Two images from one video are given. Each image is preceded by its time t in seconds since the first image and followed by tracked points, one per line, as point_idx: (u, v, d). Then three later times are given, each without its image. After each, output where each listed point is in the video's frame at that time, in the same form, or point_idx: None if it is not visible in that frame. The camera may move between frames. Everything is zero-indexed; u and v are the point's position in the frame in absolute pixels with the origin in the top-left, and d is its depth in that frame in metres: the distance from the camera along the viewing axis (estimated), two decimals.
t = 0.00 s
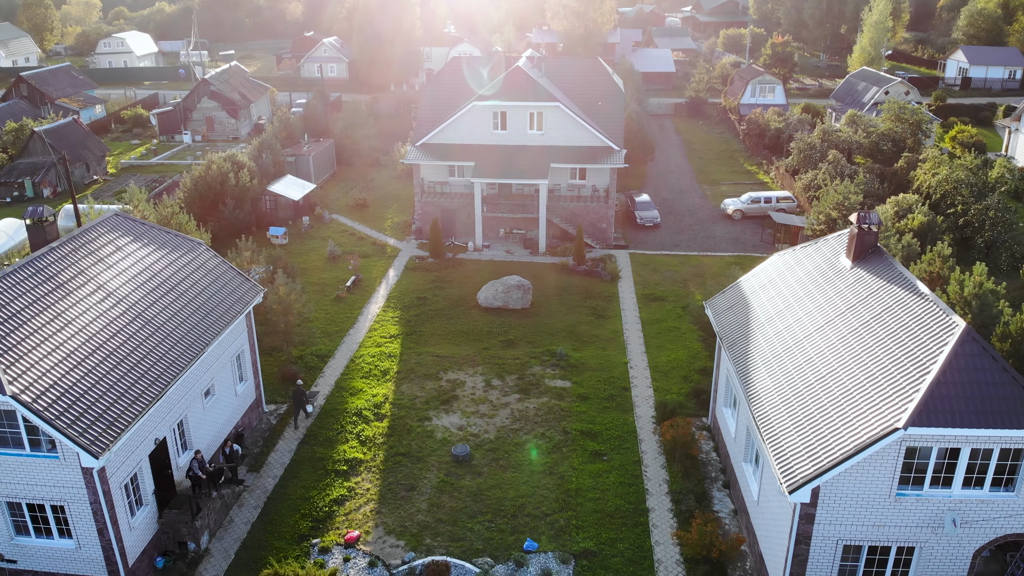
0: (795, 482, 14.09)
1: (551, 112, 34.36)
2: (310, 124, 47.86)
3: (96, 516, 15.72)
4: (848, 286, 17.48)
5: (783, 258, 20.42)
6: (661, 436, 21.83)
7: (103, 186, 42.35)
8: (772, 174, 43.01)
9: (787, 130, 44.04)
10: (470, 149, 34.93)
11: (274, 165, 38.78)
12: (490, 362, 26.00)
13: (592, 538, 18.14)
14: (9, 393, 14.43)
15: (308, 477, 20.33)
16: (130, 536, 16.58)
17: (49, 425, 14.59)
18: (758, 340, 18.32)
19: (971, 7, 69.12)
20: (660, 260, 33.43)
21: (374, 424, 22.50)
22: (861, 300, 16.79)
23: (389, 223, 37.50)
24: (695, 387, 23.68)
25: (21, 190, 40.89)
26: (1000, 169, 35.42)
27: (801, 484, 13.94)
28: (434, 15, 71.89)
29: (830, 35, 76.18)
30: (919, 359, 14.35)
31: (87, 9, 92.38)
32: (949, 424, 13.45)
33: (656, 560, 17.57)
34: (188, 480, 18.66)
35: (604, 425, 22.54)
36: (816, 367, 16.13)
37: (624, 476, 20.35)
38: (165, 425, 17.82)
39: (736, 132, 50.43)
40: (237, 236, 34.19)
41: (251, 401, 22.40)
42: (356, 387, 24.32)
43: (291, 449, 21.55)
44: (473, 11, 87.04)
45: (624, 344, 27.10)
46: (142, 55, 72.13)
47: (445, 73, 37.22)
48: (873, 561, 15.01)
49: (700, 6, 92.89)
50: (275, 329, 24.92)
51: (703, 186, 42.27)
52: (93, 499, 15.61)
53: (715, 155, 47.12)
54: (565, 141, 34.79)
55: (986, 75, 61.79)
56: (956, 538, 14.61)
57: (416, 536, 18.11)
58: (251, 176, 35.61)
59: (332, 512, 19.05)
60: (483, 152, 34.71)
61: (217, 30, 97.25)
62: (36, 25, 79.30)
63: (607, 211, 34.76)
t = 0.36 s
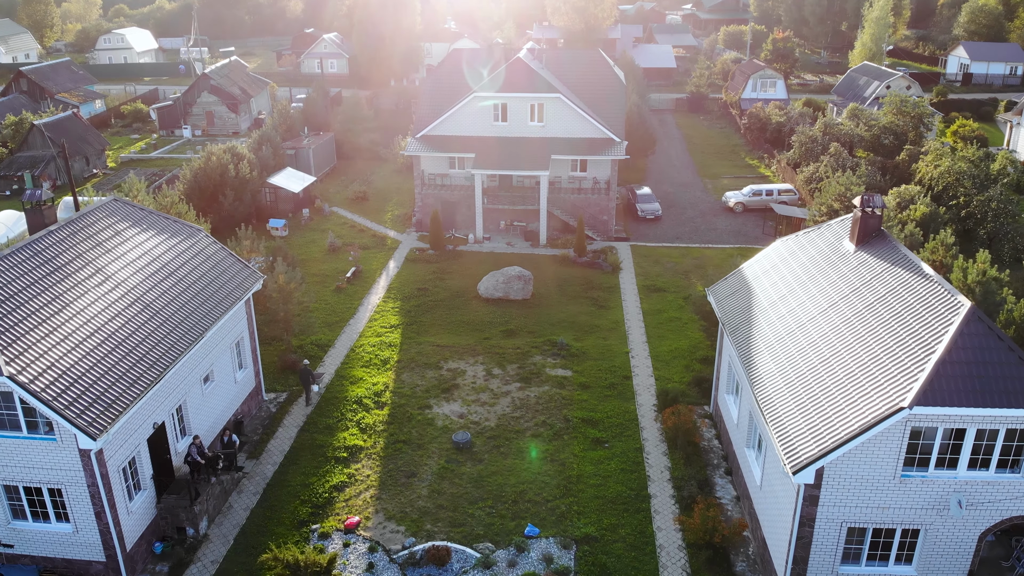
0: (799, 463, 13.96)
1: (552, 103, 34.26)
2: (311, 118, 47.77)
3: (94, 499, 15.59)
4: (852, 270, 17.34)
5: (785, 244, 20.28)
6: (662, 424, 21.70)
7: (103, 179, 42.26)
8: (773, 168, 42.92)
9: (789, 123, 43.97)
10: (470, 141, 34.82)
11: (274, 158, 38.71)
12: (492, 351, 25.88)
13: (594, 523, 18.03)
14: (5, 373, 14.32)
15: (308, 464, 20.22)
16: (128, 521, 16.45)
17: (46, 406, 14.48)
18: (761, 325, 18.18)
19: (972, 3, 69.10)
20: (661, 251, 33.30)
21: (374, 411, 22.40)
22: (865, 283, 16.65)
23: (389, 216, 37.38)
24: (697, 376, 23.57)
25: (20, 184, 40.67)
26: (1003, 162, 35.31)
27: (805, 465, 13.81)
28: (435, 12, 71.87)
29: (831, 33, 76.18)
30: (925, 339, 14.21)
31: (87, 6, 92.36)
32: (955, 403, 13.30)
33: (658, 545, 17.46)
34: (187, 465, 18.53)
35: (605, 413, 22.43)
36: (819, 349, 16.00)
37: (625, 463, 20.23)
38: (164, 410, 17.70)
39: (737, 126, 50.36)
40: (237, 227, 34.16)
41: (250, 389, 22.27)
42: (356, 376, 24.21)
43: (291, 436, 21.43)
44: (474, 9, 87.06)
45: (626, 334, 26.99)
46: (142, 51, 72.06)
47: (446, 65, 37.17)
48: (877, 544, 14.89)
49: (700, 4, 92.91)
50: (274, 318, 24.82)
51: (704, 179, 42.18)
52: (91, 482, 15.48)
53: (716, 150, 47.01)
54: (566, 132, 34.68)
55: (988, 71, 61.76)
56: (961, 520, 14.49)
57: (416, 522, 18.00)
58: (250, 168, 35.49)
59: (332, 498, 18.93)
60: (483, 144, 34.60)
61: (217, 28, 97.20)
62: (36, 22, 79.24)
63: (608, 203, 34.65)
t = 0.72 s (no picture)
0: (803, 444, 13.82)
1: (553, 95, 34.15)
2: (311, 113, 47.65)
3: (91, 482, 15.44)
4: (855, 253, 17.19)
5: (788, 229, 20.15)
6: (664, 411, 21.56)
7: (102, 173, 42.16)
8: (775, 162, 42.82)
9: (790, 117, 43.89)
10: (470, 133, 34.67)
11: (274, 151, 38.61)
12: (492, 341, 25.74)
13: (595, 509, 17.92)
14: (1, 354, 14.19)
15: (308, 451, 20.09)
16: (126, 506, 16.31)
17: (42, 387, 14.34)
18: (764, 310, 18.04)
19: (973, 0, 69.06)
20: (662, 244, 33.16)
21: (374, 400, 22.30)
22: (869, 266, 16.51)
23: (389, 209, 37.24)
24: (698, 364, 23.46)
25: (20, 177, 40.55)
26: (1005, 154, 35.20)
27: (809, 446, 13.67)
28: (435, 9, 71.83)
29: (831, 30, 76.16)
30: (930, 320, 14.07)
31: (88, 4, 92.34)
32: (961, 383, 13.14)
33: (660, 531, 17.34)
34: (185, 451, 18.39)
35: (606, 401, 22.30)
36: (823, 332, 15.85)
37: (627, 450, 20.09)
38: (162, 394, 17.56)
39: (738, 121, 50.26)
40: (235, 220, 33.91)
41: (249, 377, 22.13)
42: (356, 365, 24.09)
43: (290, 424, 21.30)
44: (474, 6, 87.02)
45: (627, 324, 26.85)
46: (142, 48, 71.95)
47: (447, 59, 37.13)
48: (882, 527, 14.74)
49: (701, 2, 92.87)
50: (274, 307, 24.70)
51: (705, 173, 42.07)
52: (87, 465, 15.32)
53: (717, 144, 46.89)
54: (566, 124, 34.57)
55: (989, 67, 61.74)
56: (967, 503, 14.33)
57: (417, 508, 17.89)
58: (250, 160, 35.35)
59: (332, 484, 18.81)
60: (483, 137, 34.46)
61: (217, 26, 97.14)
62: (36, 19, 79.22)
63: (609, 195, 34.54)
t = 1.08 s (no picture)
0: (804, 426, 13.68)
1: (552, 87, 34.02)
2: (310, 107, 47.57)
3: (86, 466, 15.28)
4: (857, 237, 17.04)
5: (788, 215, 20.02)
6: (664, 400, 21.43)
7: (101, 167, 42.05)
8: (775, 156, 42.71)
9: (791, 111, 43.77)
10: (470, 125, 34.56)
11: (272, 144, 38.49)
12: (492, 331, 25.61)
13: (595, 496, 17.79)
14: None
15: (306, 439, 19.95)
16: (121, 491, 16.16)
17: (36, 369, 14.20)
18: (765, 295, 17.89)
19: None
20: (663, 236, 33.02)
21: (373, 388, 22.17)
22: (871, 249, 16.35)
23: (388, 202, 37.11)
24: (699, 353, 23.32)
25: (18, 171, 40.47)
26: (1007, 147, 35.05)
27: (811, 427, 13.54)
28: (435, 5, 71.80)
29: (832, 27, 76.12)
30: (933, 300, 13.91)
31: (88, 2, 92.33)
32: (965, 363, 12.99)
33: (660, 518, 17.20)
34: (182, 438, 18.24)
35: (606, 390, 22.18)
36: (825, 314, 15.70)
37: (627, 438, 19.97)
38: (159, 379, 17.42)
39: (739, 116, 50.17)
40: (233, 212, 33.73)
41: (247, 365, 21.98)
42: (355, 354, 23.96)
43: (288, 412, 21.16)
44: (474, 4, 86.99)
45: (627, 315, 26.72)
46: (141, 45, 71.88)
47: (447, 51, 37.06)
48: (885, 511, 14.59)
49: None
50: (271, 295, 24.58)
51: (706, 167, 41.96)
52: (82, 449, 15.16)
53: (717, 139, 46.77)
54: (566, 116, 34.42)
55: (990, 63, 61.66)
56: (971, 486, 14.17)
57: (415, 495, 17.78)
58: (248, 152, 35.23)
59: (329, 471, 18.68)
60: (483, 129, 34.34)
61: (218, 24, 97.17)
62: (36, 16, 79.24)
63: (610, 188, 34.41)
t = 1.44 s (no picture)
0: (807, 407, 13.53)
1: (553, 79, 33.95)
2: (310, 101, 47.47)
3: (81, 450, 15.13)
4: (860, 221, 16.90)
5: (790, 201, 19.89)
6: (665, 388, 21.33)
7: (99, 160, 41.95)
8: (776, 150, 42.60)
9: (791, 105, 43.65)
10: (470, 117, 34.44)
11: (271, 137, 38.37)
12: (491, 321, 25.48)
13: (595, 482, 17.69)
14: None
15: (304, 426, 19.81)
16: (117, 475, 16.02)
17: (30, 350, 14.07)
18: (766, 280, 17.74)
19: None
20: (663, 228, 32.87)
21: (372, 377, 22.05)
22: (874, 233, 16.21)
23: (388, 195, 36.99)
24: (700, 342, 23.19)
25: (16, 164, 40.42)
26: (1009, 139, 34.89)
27: (813, 408, 13.38)
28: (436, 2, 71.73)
29: (833, 24, 76.05)
30: (937, 281, 13.78)
31: None
32: (970, 342, 12.85)
33: (660, 504, 17.10)
34: (178, 424, 18.10)
35: (606, 378, 22.07)
36: (827, 297, 15.55)
37: (627, 425, 19.87)
38: (155, 364, 17.27)
39: (739, 111, 50.04)
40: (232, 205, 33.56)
41: (245, 353, 21.84)
42: (354, 343, 23.84)
43: (286, 400, 21.02)
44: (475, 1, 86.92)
45: (628, 305, 26.58)
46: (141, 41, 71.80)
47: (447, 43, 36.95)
48: (888, 495, 14.46)
49: None
50: (269, 284, 24.51)
51: (707, 161, 41.85)
52: (77, 432, 15.02)
53: (718, 134, 46.66)
54: (566, 108, 34.31)
55: (991, 59, 61.59)
56: (975, 469, 14.03)
57: (414, 481, 17.66)
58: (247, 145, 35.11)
59: (328, 458, 18.56)
60: (483, 121, 34.21)
61: (218, 21, 97.04)
62: (35, 13, 79.15)
63: (610, 180, 34.28)
